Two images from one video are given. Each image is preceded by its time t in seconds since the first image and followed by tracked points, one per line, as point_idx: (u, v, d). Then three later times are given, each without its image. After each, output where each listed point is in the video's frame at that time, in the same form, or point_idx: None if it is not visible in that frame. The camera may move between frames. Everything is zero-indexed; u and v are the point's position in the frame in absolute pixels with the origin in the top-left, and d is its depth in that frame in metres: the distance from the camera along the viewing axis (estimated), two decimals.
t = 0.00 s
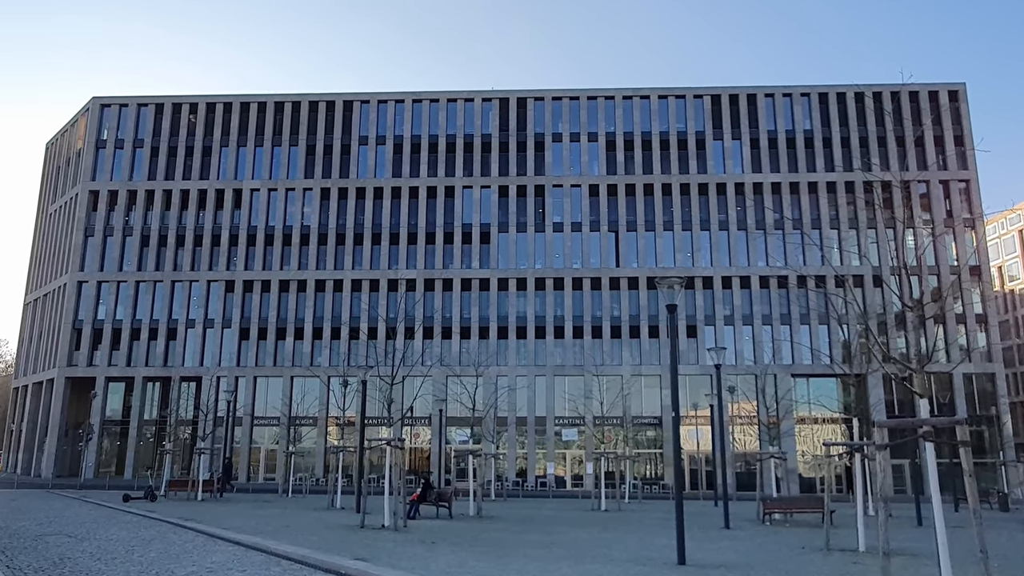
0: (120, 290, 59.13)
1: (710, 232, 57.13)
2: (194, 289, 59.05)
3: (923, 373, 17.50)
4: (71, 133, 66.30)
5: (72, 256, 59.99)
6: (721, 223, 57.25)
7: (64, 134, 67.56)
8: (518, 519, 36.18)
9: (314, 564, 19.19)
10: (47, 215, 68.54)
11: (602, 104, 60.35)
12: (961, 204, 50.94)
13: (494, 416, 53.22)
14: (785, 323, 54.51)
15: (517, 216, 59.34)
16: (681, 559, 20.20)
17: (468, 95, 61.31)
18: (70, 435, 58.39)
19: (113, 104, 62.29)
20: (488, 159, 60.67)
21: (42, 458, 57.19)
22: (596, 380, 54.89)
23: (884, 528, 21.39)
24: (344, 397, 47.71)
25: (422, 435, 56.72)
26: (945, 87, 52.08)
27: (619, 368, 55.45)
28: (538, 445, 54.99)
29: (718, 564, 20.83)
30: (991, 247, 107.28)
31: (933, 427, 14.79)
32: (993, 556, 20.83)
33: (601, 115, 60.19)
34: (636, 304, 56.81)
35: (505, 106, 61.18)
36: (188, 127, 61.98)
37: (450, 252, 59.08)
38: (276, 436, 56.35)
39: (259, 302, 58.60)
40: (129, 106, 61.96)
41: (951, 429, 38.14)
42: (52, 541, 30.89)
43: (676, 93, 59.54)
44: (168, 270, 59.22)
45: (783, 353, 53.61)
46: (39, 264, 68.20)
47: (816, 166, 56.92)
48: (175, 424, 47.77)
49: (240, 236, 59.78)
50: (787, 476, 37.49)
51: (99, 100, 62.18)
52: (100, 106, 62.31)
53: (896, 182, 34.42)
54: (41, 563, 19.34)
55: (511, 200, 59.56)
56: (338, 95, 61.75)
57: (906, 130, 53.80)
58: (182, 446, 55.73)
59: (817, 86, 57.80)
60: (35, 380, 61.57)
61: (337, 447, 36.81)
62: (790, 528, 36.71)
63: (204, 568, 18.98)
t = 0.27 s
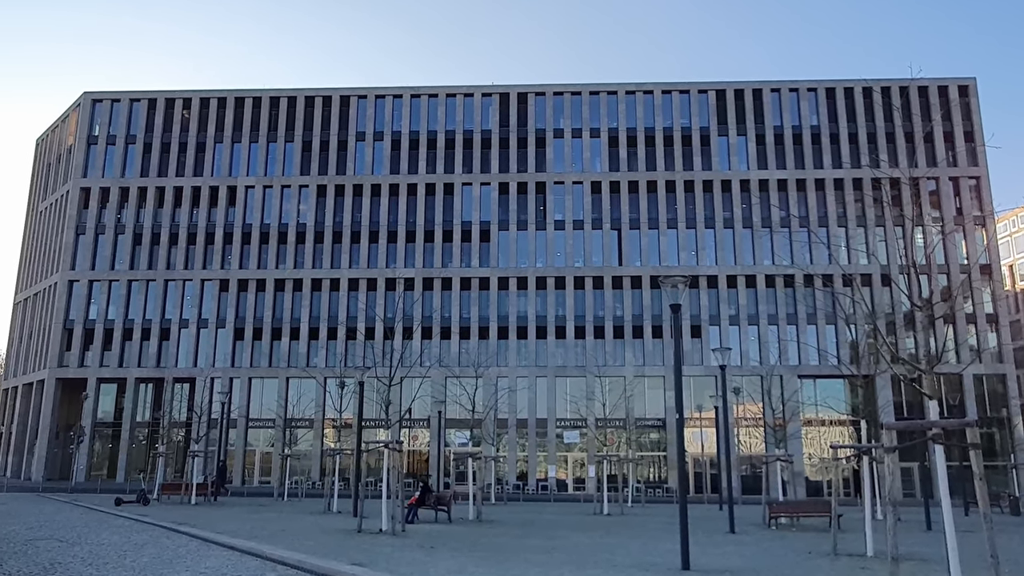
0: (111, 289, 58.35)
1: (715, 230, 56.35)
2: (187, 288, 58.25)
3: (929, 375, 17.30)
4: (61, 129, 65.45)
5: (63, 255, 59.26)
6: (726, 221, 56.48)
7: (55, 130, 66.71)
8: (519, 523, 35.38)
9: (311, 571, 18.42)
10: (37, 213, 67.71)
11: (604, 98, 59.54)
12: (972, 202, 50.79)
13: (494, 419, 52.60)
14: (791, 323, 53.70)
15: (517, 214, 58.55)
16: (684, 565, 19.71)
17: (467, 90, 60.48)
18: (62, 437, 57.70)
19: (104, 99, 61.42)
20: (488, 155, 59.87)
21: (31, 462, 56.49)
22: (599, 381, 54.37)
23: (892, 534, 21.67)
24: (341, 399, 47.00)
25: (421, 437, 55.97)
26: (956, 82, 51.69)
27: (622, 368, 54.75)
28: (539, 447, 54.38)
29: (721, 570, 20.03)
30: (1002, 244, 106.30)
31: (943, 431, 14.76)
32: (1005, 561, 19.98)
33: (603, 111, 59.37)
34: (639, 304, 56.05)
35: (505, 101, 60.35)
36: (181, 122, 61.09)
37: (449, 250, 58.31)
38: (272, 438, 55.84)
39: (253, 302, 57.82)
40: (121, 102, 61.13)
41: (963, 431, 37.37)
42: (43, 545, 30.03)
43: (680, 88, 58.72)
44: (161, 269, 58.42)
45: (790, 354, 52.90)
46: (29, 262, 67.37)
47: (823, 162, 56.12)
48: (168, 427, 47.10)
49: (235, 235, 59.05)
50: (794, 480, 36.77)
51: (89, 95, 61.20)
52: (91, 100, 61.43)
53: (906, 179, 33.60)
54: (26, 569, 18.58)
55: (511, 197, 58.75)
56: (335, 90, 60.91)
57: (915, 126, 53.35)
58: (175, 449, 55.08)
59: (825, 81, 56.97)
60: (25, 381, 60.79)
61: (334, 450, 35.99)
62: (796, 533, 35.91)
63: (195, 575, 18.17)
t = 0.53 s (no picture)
0: (103, 289, 57.63)
1: (719, 228, 55.68)
2: (181, 288, 57.58)
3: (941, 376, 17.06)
4: (52, 125, 64.73)
5: (54, 254, 58.57)
6: (731, 219, 55.80)
7: (46, 126, 65.99)
8: (520, 527, 34.62)
9: None
10: (27, 210, 66.98)
11: (607, 94, 58.77)
12: (983, 199, 50.41)
13: (494, 421, 51.90)
14: (798, 323, 53.10)
15: (518, 211, 57.80)
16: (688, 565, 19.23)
17: (467, 85, 59.73)
18: (53, 439, 57.03)
19: (96, 94, 60.80)
20: (489, 151, 59.09)
21: (22, 464, 55.85)
22: (601, 382, 53.69)
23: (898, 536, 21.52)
24: (338, 401, 46.44)
25: (419, 440, 55.06)
26: (967, 76, 51.29)
27: (625, 369, 54.08)
28: (540, 449, 53.68)
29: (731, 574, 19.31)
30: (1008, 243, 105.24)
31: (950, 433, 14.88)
32: (1020, 566, 19.32)
33: (605, 106, 58.60)
34: (643, 303, 55.33)
35: (506, 96, 59.54)
36: (175, 118, 60.38)
37: (449, 249, 57.55)
38: (267, 441, 55.06)
39: (248, 302, 57.15)
40: (113, 97, 60.37)
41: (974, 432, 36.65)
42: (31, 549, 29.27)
43: (684, 83, 57.83)
44: (154, 268, 57.72)
45: (796, 354, 52.33)
46: (20, 261, 66.65)
47: (830, 159, 55.42)
48: (161, 430, 46.45)
49: (230, 233, 58.29)
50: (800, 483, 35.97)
51: (80, 93, 60.84)
52: (82, 97, 60.84)
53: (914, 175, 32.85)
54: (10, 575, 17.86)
55: (512, 194, 58.01)
56: (332, 85, 60.15)
57: (925, 122, 52.91)
58: (169, 451, 54.53)
59: (831, 76, 56.24)
60: (16, 383, 60.10)
61: (331, 452, 35.22)
62: (804, 537, 35.14)
63: None
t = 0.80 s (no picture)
0: (95, 289, 56.95)
1: (724, 226, 54.97)
2: (175, 287, 56.91)
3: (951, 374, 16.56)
4: (43, 120, 63.94)
5: (45, 252, 57.88)
6: (736, 216, 55.10)
7: (37, 122, 65.21)
8: (521, 531, 33.90)
9: None
10: (19, 207, 66.29)
11: (609, 89, 58.00)
12: (994, 196, 49.99)
13: (494, 423, 51.28)
14: (804, 323, 52.37)
15: (519, 209, 57.08)
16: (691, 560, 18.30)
17: (467, 80, 58.97)
18: (43, 441, 56.44)
19: (88, 89, 60.04)
20: (489, 148, 58.33)
21: (12, 466, 55.29)
22: (603, 383, 53.05)
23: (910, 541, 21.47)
24: (336, 402, 45.82)
25: (417, 442, 54.35)
26: (977, 71, 50.94)
27: (628, 370, 53.41)
28: (541, 452, 53.08)
29: None
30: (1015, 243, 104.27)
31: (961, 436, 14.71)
32: None
33: (608, 102, 57.84)
34: (646, 303, 54.66)
35: (507, 91, 58.77)
36: (169, 114, 59.61)
37: (448, 247, 56.82)
38: (262, 443, 54.60)
39: (243, 302, 56.47)
40: (105, 92, 59.61)
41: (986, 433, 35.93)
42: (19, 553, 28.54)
43: (688, 78, 57.08)
44: (147, 267, 57.01)
45: (802, 355, 51.71)
46: (10, 260, 65.93)
47: (837, 155, 54.71)
48: (154, 433, 45.81)
49: (224, 231, 57.56)
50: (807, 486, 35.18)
51: (71, 86, 59.90)
52: (74, 91, 60.04)
53: (922, 172, 32.14)
54: None
55: (512, 191, 57.30)
56: (329, 80, 59.38)
57: (933, 118, 52.46)
58: (162, 454, 54.01)
59: (838, 71, 55.54)
60: (7, 384, 59.44)
61: (328, 454, 34.48)
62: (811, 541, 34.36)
63: None
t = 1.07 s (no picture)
0: (87, 288, 56.37)
1: (729, 223, 54.32)
2: (169, 286, 56.29)
3: (959, 378, 16.00)
4: (34, 116, 63.21)
5: (36, 251, 57.25)
6: (742, 214, 54.43)
7: (28, 117, 64.48)
8: (521, 536, 33.18)
9: None
10: (8, 205, 65.48)
11: (611, 84, 57.28)
12: (1004, 194, 49.50)
13: (494, 425, 50.67)
14: (810, 323, 51.82)
15: (520, 206, 56.39)
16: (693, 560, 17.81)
17: (467, 75, 58.22)
18: (34, 444, 55.87)
19: (80, 84, 59.35)
20: (488, 144, 57.60)
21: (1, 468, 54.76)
22: (605, 385, 52.41)
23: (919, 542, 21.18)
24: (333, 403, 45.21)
25: (417, 445, 53.68)
26: (987, 66, 50.52)
27: (631, 371, 52.82)
28: (542, 455, 52.48)
29: None
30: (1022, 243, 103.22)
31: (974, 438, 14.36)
32: None
33: (610, 97, 57.12)
34: (649, 302, 54.03)
35: (507, 87, 58.05)
36: (162, 109, 58.91)
37: (447, 245, 56.14)
38: (258, 445, 53.94)
39: (238, 301, 55.85)
40: (97, 88, 58.91)
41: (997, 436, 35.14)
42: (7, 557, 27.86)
43: (692, 73, 56.37)
44: (140, 265, 56.38)
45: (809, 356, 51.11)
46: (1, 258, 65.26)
47: (845, 152, 54.02)
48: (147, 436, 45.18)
49: (218, 229, 56.84)
50: (814, 489, 34.52)
51: (63, 81, 59.20)
52: (65, 87, 59.33)
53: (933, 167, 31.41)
54: None
55: (513, 188, 56.61)
56: (325, 74, 58.62)
57: (942, 115, 51.95)
58: (156, 457, 53.47)
59: (845, 66, 54.83)
60: None
61: (325, 457, 33.78)
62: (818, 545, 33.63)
63: None
